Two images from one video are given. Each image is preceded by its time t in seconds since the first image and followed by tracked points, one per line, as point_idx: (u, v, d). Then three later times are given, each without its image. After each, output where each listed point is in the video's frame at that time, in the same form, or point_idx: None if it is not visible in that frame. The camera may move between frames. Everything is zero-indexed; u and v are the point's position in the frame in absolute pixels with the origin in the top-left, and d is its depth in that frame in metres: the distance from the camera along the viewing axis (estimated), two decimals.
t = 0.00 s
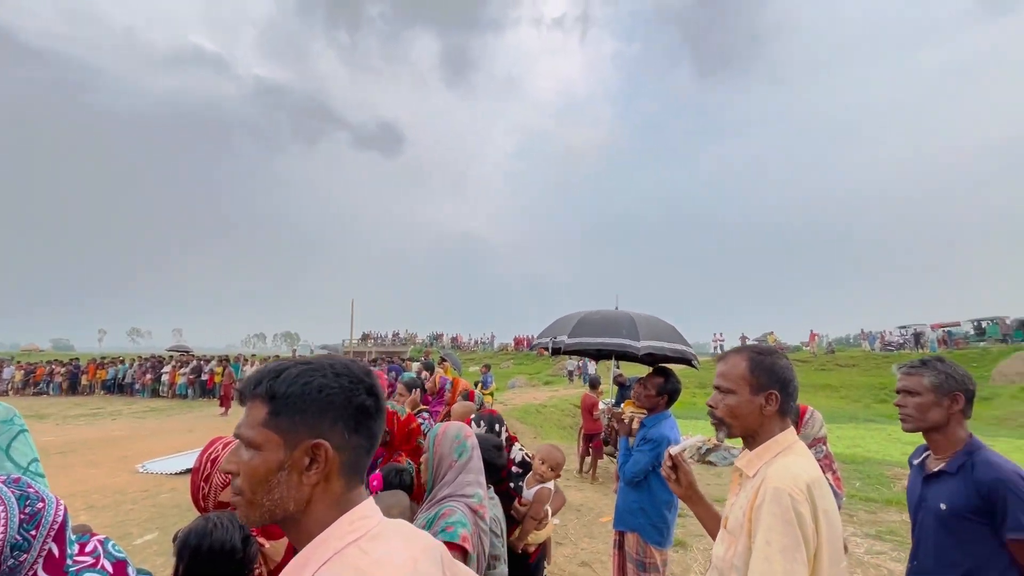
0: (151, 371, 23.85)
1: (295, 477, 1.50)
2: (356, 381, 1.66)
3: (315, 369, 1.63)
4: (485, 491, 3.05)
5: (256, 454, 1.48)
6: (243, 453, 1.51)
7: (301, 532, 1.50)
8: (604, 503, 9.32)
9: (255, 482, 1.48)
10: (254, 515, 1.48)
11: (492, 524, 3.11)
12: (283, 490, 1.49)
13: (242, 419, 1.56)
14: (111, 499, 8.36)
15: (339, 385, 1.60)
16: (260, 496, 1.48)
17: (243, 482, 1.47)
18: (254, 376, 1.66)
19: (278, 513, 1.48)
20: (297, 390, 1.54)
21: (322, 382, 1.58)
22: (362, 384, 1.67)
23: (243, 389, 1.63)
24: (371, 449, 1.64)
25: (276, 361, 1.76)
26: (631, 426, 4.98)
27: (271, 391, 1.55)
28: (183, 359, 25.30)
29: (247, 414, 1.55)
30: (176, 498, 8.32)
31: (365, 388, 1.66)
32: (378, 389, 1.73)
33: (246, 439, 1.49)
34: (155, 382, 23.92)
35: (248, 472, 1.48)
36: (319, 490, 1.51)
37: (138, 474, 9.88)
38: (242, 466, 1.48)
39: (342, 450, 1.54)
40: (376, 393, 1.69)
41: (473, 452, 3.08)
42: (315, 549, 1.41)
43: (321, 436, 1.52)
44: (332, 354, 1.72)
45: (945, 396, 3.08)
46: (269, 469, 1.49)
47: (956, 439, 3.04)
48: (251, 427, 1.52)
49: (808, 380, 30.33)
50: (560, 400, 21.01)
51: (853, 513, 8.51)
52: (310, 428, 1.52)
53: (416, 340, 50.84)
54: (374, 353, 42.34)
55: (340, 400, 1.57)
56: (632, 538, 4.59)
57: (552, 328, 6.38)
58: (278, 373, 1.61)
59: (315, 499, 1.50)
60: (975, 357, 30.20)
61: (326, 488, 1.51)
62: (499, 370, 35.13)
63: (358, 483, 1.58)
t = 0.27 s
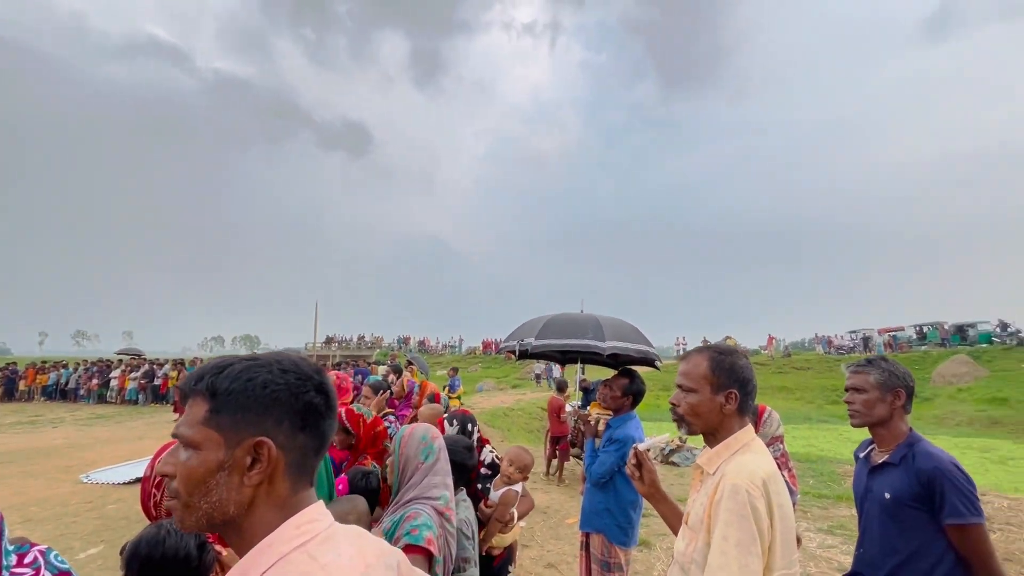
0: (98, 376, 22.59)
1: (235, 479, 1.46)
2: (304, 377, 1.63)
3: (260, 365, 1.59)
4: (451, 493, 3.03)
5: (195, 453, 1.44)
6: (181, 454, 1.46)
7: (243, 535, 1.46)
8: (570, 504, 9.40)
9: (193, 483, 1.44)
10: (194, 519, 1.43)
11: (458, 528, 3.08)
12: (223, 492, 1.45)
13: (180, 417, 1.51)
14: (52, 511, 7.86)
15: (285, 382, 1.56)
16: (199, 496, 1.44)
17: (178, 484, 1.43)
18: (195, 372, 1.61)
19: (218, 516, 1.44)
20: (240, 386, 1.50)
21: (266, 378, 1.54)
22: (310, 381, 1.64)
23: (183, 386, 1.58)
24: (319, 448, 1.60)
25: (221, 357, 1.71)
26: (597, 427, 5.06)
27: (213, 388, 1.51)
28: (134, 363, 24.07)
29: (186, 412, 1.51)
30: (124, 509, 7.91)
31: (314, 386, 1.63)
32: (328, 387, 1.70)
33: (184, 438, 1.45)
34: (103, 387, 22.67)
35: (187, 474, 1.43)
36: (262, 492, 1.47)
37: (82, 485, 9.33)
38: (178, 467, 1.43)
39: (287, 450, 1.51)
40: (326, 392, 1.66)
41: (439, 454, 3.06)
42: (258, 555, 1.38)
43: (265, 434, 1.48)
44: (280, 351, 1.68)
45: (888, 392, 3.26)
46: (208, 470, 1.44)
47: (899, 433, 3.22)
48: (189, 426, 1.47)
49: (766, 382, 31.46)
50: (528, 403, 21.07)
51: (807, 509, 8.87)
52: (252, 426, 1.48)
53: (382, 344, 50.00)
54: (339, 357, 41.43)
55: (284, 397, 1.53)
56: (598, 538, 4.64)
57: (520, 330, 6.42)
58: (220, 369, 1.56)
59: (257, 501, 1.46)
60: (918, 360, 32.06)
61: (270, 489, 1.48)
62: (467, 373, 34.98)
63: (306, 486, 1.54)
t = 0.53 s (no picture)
0: (37, 381, 21.15)
1: (204, 476, 1.43)
2: (276, 376, 1.60)
3: (232, 362, 1.56)
4: (418, 497, 2.98)
5: (163, 451, 1.40)
6: (147, 452, 1.42)
7: (209, 533, 1.43)
8: (537, 507, 9.44)
9: (159, 481, 1.40)
10: (157, 517, 1.39)
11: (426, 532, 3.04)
12: (190, 488, 1.41)
13: (146, 414, 1.46)
14: None
15: (257, 379, 1.54)
16: (164, 494, 1.40)
17: (144, 482, 1.38)
18: (161, 369, 1.56)
19: (185, 512, 1.40)
20: (211, 382, 1.47)
21: (238, 375, 1.52)
22: (282, 378, 1.61)
23: (150, 383, 1.53)
24: (288, 446, 1.58)
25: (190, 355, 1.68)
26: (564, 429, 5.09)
27: (183, 384, 1.47)
28: (77, 367, 22.67)
29: (153, 409, 1.46)
30: (65, 521, 7.43)
31: (286, 383, 1.61)
32: (298, 386, 1.68)
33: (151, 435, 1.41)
34: (41, 392, 21.23)
35: (152, 471, 1.39)
36: (230, 488, 1.44)
37: (17, 497, 8.70)
38: (143, 465, 1.39)
39: (258, 447, 1.48)
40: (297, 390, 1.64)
41: (406, 457, 3.01)
42: (224, 551, 1.34)
43: (236, 431, 1.46)
44: (251, 350, 1.66)
45: (840, 392, 3.43)
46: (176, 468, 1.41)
47: (850, 430, 3.38)
48: (157, 423, 1.43)
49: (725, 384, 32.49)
50: (495, 406, 21.02)
51: (764, 507, 9.19)
52: (223, 422, 1.45)
53: (346, 347, 48.88)
54: (301, 361, 40.24)
55: (256, 394, 1.51)
56: (565, 539, 4.67)
57: (490, 332, 6.41)
58: (191, 366, 1.53)
59: (226, 498, 1.43)
60: (866, 363, 33.77)
61: (239, 486, 1.45)
62: (433, 377, 34.60)
63: (274, 483, 1.52)
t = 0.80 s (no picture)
0: None
1: (168, 474, 1.44)
2: (239, 378, 1.63)
3: (196, 365, 1.58)
4: (383, 502, 2.93)
5: (127, 451, 1.41)
6: (108, 452, 1.41)
7: (170, 531, 1.44)
8: (503, 509, 9.43)
9: (121, 481, 1.40)
10: (119, 515, 1.39)
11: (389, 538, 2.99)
12: (154, 487, 1.42)
13: (108, 416, 1.46)
14: None
15: (222, 381, 1.56)
16: (127, 494, 1.41)
17: (106, 482, 1.38)
18: (123, 372, 1.56)
19: (149, 511, 1.41)
20: (177, 384, 1.49)
21: (203, 377, 1.54)
22: (246, 380, 1.64)
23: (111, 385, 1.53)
24: (250, 446, 1.61)
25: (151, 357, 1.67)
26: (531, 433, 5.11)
27: (148, 387, 1.48)
28: (14, 370, 21.20)
29: (116, 410, 1.46)
30: None
31: (249, 385, 1.64)
32: (262, 387, 1.71)
33: (113, 435, 1.41)
34: None
35: (115, 470, 1.39)
36: (194, 487, 1.46)
37: None
38: (105, 465, 1.39)
39: (222, 446, 1.51)
40: (260, 391, 1.67)
41: (370, 462, 2.95)
42: (188, 547, 1.37)
43: (201, 430, 1.48)
44: (214, 352, 1.68)
45: (795, 393, 3.57)
46: (139, 467, 1.41)
47: (804, 430, 3.52)
48: (120, 424, 1.43)
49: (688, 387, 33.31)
50: (462, 410, 20.88)
51: (724, 506, 9.47)
52: (189, 422, 1.47)
53: (309, 349, 47.55)
54: (261, 364, 38.88)
55: (221, 395, 1.54)
56: (530, 542, 4.67)
57: (458, 335, 6.38)
58: (155, 368, 1.54)
59: (190, 495, 1.45)
60: (819, 366, 35.27)
61: (203, 485, 1.47)
62: (400, 380, 34.08)
63: (237, 482, 1.54)
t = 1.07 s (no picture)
0: None
1: (120, 475, 1.38)
2: (198, 379, 1.58)
3: (154, 365, 1.52)
4: (346, 508, 2.87)
5: (78, 451, 1.34)
6: (58, 452, 1.35)
7: (120, 534, 1.38)
8: (470, 513, 9.37)
9: (70, 482, 1.33)
10: (66, 518, 1.32)
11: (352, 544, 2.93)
12: (105, 488, 1.36)
13: (58, 416, 1.39)
14: None
15: (181, 382, 1.51)
16: (75, 496, 1.34)
17: (54, 483, 1.32)
18: (74, 372, 1.49)
19: (99, 512, 1.35)
20: (132, 383, 1.43)
21: (161, 378, 1.48)
22: (205, 382, 1.59)
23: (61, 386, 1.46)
24: (208, 448, 1.55)
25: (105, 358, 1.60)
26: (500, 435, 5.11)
27: (101, 386, 1.42)
28: None
29: (68, 409, 1.40)
30: None
31: (208, 386, 1.58)
32: (221, 389, 1.65)
33: (63, 435, 1.34)
34: None
35: (63, 471, 1.33)
36: (147, 487, 1.40)
37: None
38: (54, 466, 1.32)
39: (179, 446, 1.45)
40: (219, 393, 1.61)
41: (333, 467, 2.89)
42: (140, 549, 1.31)
43: (156, 431, 1.42)
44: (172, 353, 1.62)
45: (755, 395, 3.69)
46: (90, 467, 1.35)
47: (763, 431, 3.64)
48: (72, 423, 1.37)
49: (654, 388, 33.94)
50: (430, 412, 20.65)
51: (687, 505, 9.69)
52: (144, 421, 1.41)
53: (272, 351, 46.15)
54: (220, 366, 37.47)
55: (179, 395, 1.49)
56: (496, 544, 4.67)
57: (427, 336, 6.32)
58: (111, 368, 1.47)
59: (142, 497, 1.39)
60: (778, 368, 36.59)
61: (157, 486, 1.41)
62: (366, 382, 33.46)
63: (193, 482, 1.49)
